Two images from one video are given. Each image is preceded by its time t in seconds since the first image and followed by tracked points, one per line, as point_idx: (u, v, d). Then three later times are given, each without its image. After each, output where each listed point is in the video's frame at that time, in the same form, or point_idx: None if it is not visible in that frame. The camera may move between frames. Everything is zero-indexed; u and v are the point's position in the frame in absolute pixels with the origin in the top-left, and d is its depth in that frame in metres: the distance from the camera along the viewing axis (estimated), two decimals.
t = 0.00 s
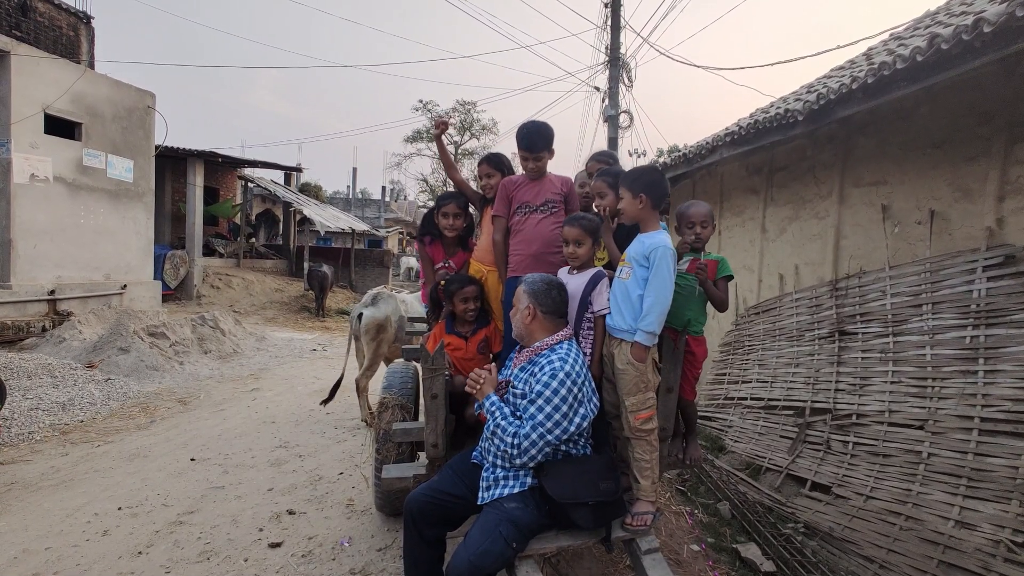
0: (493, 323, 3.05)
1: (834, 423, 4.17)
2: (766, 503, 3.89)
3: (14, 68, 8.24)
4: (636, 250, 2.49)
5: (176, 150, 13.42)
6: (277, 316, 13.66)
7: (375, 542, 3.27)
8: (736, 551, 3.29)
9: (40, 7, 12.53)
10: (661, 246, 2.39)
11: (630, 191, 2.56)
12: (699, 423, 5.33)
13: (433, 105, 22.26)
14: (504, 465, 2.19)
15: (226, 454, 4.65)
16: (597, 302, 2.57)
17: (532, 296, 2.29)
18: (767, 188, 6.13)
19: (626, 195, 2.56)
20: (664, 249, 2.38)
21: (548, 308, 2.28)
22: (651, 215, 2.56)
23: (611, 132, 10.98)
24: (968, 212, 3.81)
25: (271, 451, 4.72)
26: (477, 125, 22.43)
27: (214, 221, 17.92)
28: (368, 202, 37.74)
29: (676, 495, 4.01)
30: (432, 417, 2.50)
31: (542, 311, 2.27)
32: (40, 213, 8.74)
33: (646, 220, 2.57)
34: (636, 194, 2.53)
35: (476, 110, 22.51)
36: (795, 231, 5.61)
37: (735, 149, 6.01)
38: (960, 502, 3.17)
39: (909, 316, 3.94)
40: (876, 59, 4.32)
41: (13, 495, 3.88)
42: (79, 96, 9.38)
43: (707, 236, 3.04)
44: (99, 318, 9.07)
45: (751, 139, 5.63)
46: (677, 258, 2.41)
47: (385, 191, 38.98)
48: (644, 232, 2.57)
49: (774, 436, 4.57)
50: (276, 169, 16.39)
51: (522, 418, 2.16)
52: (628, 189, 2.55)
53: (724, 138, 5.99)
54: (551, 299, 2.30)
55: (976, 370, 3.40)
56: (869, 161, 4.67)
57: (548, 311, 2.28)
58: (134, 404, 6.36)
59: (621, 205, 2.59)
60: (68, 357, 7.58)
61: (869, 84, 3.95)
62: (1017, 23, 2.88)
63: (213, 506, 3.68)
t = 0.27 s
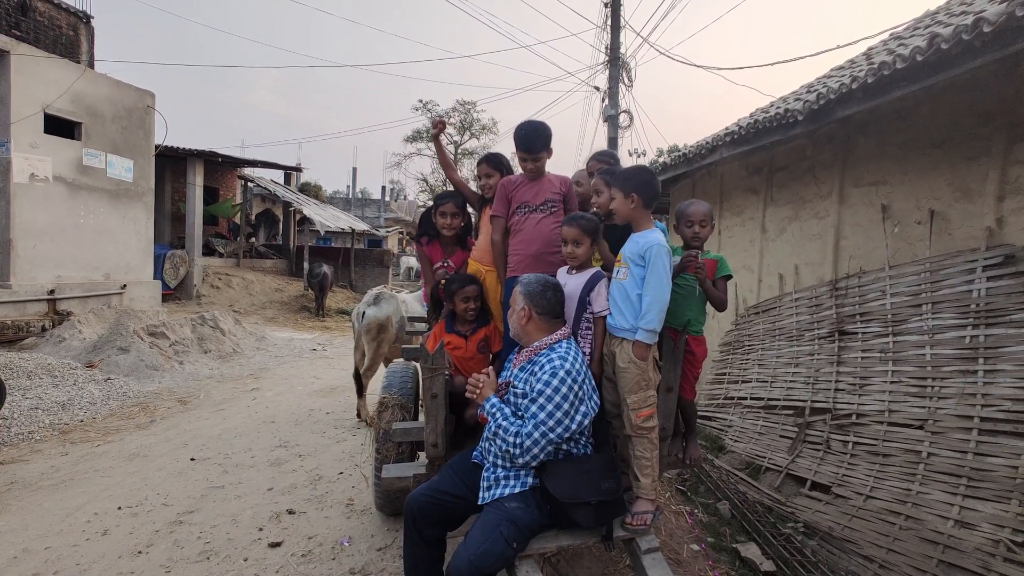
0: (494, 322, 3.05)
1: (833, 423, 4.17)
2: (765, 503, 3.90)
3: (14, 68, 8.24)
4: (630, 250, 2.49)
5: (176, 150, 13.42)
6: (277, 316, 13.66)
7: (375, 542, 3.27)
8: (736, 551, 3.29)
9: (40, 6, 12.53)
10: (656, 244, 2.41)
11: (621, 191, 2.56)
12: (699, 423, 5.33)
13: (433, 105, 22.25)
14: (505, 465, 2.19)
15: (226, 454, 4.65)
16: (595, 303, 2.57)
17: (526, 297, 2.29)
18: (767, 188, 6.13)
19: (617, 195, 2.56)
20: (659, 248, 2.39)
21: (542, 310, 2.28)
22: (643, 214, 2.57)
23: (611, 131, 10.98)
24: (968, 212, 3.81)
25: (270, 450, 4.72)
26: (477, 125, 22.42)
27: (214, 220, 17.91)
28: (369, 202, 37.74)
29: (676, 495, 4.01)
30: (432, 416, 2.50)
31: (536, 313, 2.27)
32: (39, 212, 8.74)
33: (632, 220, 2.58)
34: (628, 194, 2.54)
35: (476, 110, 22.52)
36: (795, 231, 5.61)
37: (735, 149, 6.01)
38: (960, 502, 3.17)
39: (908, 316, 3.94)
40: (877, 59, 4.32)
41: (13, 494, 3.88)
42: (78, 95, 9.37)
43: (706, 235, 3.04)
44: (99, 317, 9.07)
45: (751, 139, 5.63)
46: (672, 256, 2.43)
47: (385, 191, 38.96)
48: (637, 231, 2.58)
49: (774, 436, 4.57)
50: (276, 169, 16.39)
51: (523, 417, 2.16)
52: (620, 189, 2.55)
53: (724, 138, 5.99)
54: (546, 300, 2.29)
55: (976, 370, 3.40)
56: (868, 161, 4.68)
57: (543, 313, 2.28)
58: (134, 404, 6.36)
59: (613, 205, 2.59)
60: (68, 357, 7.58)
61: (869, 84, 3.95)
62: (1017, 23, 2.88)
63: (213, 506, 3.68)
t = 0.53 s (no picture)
0: (493, 321, 3.05)
1: (834, 422, 4.17)
2: (766, 503, 3.90)
3: (14, 67, 8.24)
4: (627, 248, 2.49)
5: (176, 149, 13.41)
6: (277, 316, 13.65)
7: (375, 542, 3.27)
8: (735, 550, 3.30)
9: (40, 6, 12.53)
10: (651, 242, 2.40)
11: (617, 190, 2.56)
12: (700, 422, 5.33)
13: (433, 105, 22.24)
14: (505, 464, 2.19)
15: (227, 453, 4.64)
16: (595, 303, 2.57)
17: (525, 298, 2.29)
18: (767, 187, 6.13)
19: (614, 195, 2.57)
20: (653, 245, 2.38)
21: (541, 310, 2.28)
22: (639, 214, 2.56)
23: (612, 131, 10.97)
24: (968, 211, 3.81)
25: (271, 450, 4.72)
26: (477, 125, 22.41)
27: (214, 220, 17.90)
28: (369, 202, 37.74)
29: (676, 494, 4.01)
30: (432, 416, 2.50)
31: (535, 313, 2.27)
32: (39, 212, 8.74)
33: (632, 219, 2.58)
34: (623, 193, 2.53)
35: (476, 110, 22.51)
36: (795, 230, 5.61)
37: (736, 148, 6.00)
38: (960, 501, 3.17)
39: (909, 316, 3.94)
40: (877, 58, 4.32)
41: (13, 494, 3.88)
42: (78, 94, 9.36)
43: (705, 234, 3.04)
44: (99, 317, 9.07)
45: (752, 138, 5.62)
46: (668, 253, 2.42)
47: (385, 190, 38.97)
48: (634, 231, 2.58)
49: (774, 435, 4.57)
50: (276, 168, 16.39)
51: (524, 416, 2.16)
52: (616, 188, 2.55)
53: (725, 137, 5.98)
54: (545, 300, 2.29)
55: (976, 369, 3.40)
56: (869, 160, 4.67)
57: (541, 314, 2.27)
58: (134, 403, 6.36)
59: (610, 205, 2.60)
60: (68, 357, 7.58)
61: (870, 84, 3.94)
62: (1018, 22, 2.87)
63: (213, 505, 3.68)
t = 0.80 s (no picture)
0: (493, 321, 3.05)
1: (834, 422, 4.17)
2: (766, 502, 3.90)
3: (15, 67, 8.24)
4: (623, 249, 2.48)
5: (177, 149, 13.41)
6: (277, 315, 13.65)
7: (376, 541, 3.27)
8: (736, 550, 3.30)
9: (41, 5, 12.53)
10: (645, 243, 2.38)
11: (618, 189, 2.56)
12: (700, 421, 5.34)
13: (433, 104, 22.24)
14: (505, 464, 2.19)
15: (227, 453, 4.65)
16: (595, 303, 2.56)
17: (529, 300, 2.28)
18: (768, 187, 6.13)
19: (614, 191, 2.58)
20: (647, 246, 2.36)
21: (545, 314, 2.28)
22: (642, 211, 2.57)
23: (612, 131, 10.97)
24: (969, 211, 3.81)
25: (271, 449, 4.72)
26: (477, 124, 22.43)
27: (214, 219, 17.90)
28: (369, 201, 37.75)
29: (676, 494, 4.02)
30: (432, 415, 2.51)
31: (539, 316, 2.27)
32: (40, 212, 8.74)
33: (634, 216, 2.58)
34: (622, 189, 2.54)
35: (476, 109, 22.52)
36: (796, 230, 5.61)
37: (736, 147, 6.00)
38: (960, 501, 3.17)
39: (909, 316, 3.93)
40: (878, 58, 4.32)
41: (13, 493, 3.88)
42: (78, 94, 9.36)
43: (703, 233, 3.04)
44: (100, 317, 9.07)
45: (752, 137, 5.62)
46: (663, 254, 2.40)
47: (386, 190, 38.97)
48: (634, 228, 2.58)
49: (775, 435, 4.57)
50: (276, 168, 16.40)
51: (525, 418, 2.16)
52: (616, 185, 2.57)
53: (725, 137, 5.98)
54: (549, 303, 2.29)
55: (977, 369, 3.39)
56: (869, 160, 4.67)
57: (545, 316, 2.28)
58: (135, 403, 6.37)
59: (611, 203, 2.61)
60: (68, 356, 7.58)
61: (871, 83, 3.94)
62: (1019, 21, 2.87)
63: (213, 505, 3.68)
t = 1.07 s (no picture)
0: (492, 322, 3.06)
1: (834, 422, 4.17)
2: (766, 502, 3.90)
3: (15, 68, 8.24)
4: (624, 251, 2.48)
5: (177, 149, 13.41)
6: (278, 315, 13.66)
7: (376, 541, 3.27)
8: (736, 550, 3.30)
9: (41, 6, 12.54)
10: (643, 244, 2.37)
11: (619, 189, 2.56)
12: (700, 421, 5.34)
13: (432, 104, 22.25)
14: (505, 465, 2.20)
15: (227, 453, 4.65)
16: (597, 303, 2.57)
17: (535, 301, 2.26)
18: (768, 187, 6.13)
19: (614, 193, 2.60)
20: (646, 248, 2.35)
21: (551, 314, 2.28)
22: (644, 209, 2.56)
23: (612, 131, 10.97)
24: (969, 211, 3.81)
25: (271, 449, 4.73)
26: (477, 124, 22.43)
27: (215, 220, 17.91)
28: (369, 202, 37.75)
29: (677, 493, 4.02)
30: (433, 415, 2.51)
31: (544, 316, 2.26)
32: (40, 212, 8.74)
33: (635, 216, 2.57)
34: (619, 190, 2.56)
35: (476, 109, 22.52)
36: (796, 230, 5.61)
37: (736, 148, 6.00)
38: (960, 501, 3.17)
39: (909, 316, 3.93)
40: (878, 58, 4.32)
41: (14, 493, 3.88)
42: (79, 94, 9.37)
43: (700, 231, 3.03)
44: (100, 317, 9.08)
45: (752, 137, 5.62)
46: (663, 255, 2.37)
47: (386, 190, 38.96)
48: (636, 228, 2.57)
49: (775, 435, 4.57)
50: (276, 168, 16.41)
51: (527, 419, 2.16)
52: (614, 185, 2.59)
53: (726, 137, 5.98)
54: (555, 304, 2.29)
55: (977, 369, 3.39)
56: (869, 160, 4.67)
57: (551, 317, 2.27)
58: (135, 403, 6.37)
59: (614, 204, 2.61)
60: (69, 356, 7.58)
61: (870, 83, 3.94)
62: (1018, 22, 2.88)
63: (213, 505, 3.68)
